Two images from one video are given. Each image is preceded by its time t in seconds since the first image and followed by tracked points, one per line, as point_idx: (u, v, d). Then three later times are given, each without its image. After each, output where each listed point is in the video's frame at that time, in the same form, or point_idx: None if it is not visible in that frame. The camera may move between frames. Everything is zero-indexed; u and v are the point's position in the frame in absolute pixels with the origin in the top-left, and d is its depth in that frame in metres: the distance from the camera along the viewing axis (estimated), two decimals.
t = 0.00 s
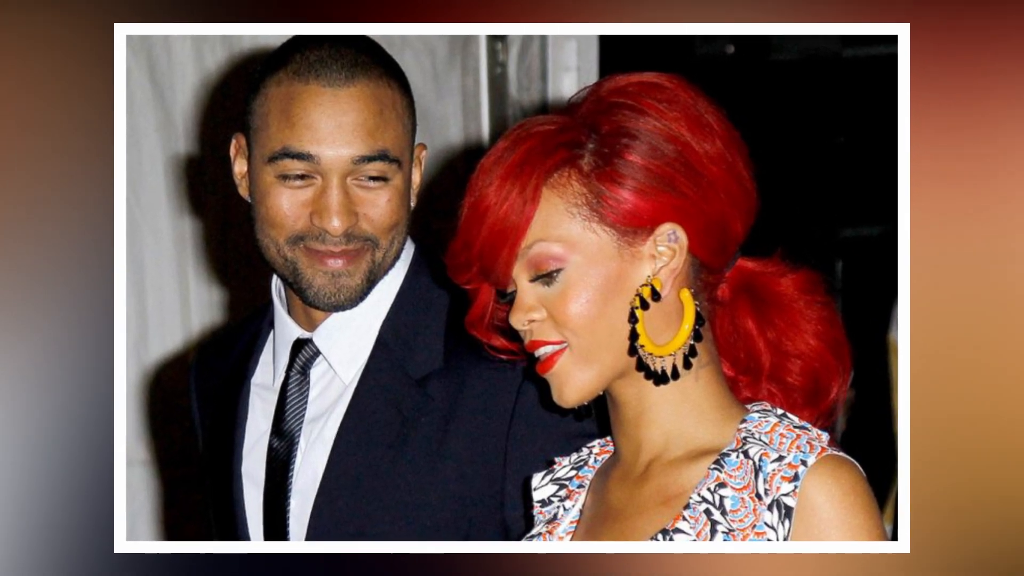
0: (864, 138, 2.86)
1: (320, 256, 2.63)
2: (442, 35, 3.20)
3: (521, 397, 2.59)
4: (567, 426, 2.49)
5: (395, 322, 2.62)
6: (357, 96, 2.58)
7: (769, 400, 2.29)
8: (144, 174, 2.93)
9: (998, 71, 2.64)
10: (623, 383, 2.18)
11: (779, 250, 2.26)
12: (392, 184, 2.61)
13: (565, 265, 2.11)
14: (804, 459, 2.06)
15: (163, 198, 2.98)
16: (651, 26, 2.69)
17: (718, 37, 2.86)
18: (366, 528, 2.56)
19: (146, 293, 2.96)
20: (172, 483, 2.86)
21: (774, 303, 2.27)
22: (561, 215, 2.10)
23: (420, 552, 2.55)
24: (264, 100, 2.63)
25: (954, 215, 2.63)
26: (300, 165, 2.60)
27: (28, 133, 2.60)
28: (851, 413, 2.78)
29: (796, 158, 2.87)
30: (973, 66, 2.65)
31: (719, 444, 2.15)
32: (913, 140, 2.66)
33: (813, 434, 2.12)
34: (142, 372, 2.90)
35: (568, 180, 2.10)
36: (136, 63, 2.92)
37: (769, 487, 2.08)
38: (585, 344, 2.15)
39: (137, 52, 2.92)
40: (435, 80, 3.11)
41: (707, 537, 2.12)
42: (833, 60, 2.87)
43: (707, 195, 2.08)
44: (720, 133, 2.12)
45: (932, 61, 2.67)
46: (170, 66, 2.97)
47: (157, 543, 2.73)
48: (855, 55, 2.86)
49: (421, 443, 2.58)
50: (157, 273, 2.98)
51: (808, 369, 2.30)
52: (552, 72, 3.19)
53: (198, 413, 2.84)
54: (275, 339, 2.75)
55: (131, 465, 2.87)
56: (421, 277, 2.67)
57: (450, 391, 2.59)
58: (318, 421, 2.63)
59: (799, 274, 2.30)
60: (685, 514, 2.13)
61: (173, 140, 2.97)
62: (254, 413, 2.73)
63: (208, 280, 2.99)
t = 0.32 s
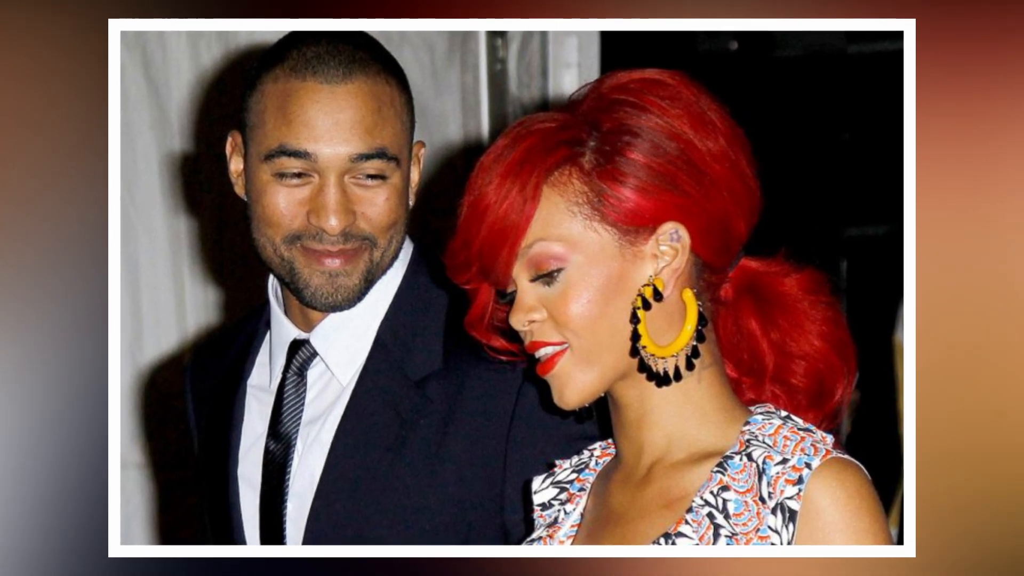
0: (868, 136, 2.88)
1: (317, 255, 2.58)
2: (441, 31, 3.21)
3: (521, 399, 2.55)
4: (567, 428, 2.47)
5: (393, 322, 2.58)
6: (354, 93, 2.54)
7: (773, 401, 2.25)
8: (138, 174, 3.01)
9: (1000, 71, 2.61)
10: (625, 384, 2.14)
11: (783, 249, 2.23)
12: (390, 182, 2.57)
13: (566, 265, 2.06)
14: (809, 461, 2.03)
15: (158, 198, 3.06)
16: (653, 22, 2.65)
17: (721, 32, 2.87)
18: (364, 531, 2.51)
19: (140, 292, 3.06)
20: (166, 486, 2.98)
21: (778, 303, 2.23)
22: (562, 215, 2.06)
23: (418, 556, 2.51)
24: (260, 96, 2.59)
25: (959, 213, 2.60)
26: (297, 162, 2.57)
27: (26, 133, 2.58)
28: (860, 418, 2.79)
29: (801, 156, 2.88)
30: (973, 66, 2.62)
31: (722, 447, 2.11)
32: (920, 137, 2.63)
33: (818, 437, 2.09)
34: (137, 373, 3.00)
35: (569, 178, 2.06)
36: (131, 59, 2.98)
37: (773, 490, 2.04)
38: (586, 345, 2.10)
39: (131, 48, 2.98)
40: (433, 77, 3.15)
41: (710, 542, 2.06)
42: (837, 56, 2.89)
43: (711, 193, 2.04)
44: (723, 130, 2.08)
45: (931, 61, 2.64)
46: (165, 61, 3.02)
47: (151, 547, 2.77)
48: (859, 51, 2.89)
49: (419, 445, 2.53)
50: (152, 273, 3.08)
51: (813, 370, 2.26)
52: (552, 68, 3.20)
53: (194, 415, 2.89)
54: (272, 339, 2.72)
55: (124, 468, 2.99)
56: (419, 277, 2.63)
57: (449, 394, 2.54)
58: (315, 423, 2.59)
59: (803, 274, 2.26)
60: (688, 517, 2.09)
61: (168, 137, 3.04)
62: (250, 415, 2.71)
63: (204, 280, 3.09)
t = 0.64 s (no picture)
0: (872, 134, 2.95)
1: (314, 255, 2.54)
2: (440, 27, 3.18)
3: (521, 400, 2.52)
4: (568, 431, 2.42)
5: (391, 322, 2.55)
6: (352, 90, 2.51)
7: (778, 403, 2.21)
8: (133, 171, 2.98)
9: (1001, 71, 2.60)
10: (626, 385, 2.10)
11: (787, 248, 2.19)
12: (388, 181, 2.53)
13: (566, 265, 2.02)
14: (813, 463, 1.99)
15: (152, 196, 3.04)
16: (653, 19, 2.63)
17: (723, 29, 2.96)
18: (362, 535, 2.46)
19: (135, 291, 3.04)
20: (162, 489, 2.99)
21: (782, 304, 2.19)
22: (563, 214, 2.02)
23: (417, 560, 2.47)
24: (256, 94, 2.56)
25: (958, 208, 2.60)
26: (294, 161, 2.53)
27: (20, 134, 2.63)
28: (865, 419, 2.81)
29: (806, 151, 2.97)
30: (973, 66, 2.61)
31: (724, 449, 2.07)
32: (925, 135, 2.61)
33: (822, 439, 2.05)
34: (132, 374, 3.00)
35: (570, 176, 2.02)
36: (126, 57, 2.97)
37: (776, 493, 2.00)
38: (587, 346, 2.06)
39: (126, 45, 2.98)
40: (431, 74, 3.12)
41: (713, 545, 2.02)
42: (842, 53, 2.97)
43: (713, 192, 2.01)
44: (726, 128, 2.05)
45: (931, 61, 2.63)
46: (160, 59, 3.01)
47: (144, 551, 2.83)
48: (864, 48, 2.97)
49: (418, 448, 2.49)
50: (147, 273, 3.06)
51: (817, 371, 2.22)
52: (553, 65, 3.20)
53: (188, 417, 2.86)
54: (268, 340, 2.68)
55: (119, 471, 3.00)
56: (418, 277, 2.60)
57: (448, 395, 2.50)
58: (312, 425, 2.56)
59: (808, 274, 2.22)
60: (690, 521, 2.04)
61: (164, 135, 3.02)
62: (246, 417, 2.69)
63: (200, 279, 3.07)
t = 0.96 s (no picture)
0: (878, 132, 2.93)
1: (311, 254, 2.51)
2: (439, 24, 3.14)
3: (521, 402, 2.49)
4: (570, 432, 2.38)
5: (389, 323, 2.51)
6: (350, 87, 2.47)
7: (781, 405, 2.17)
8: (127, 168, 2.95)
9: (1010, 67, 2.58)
10: (628, 387, 2.06)
11: (792, 248, 2.15)
12: (386, 179, 2.50)
13: (567, 264, 1.98)
14: (817, 466, 1.94)
15: (146, 194, 3.01)
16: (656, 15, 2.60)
17: (727, 25, 2.93)
18: (359, 539, 2.42)
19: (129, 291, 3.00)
20: (155, 492, 2.95)
21: (786, 304, 2.15)
22: (564, 212, 1.98)
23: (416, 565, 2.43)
24: (252, 91, 2.52)
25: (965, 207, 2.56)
26: (290, 159, 2.49)
27: (13, 131, 2.58)
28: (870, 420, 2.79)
29: (812, 150, 2.93)
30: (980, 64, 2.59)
31: (728, 452, 2.03)
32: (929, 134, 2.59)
33: (827, 441, 2.00)
34: (126, 375, 2.96)
35: (571, 175, 1.98)
36: (120, 53, 2.93)
37: (781, 496, 1.96)
38: (589, 347, 2.02)
39: (119, 41, 2.94)
40: (431, 71, 3.08)
41: (716, 549, 1.98)
42: (847, 49, 2.96)
43: (716, 191, 1.97)
44: (730, 125, 2.01)
45: (933, 61, 2.61)
46: (155, 55, 2.97)
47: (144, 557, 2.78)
48: (870, 44, 2.95)
49: (416, 450, 2.44)
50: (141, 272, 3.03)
51: (822, 372, 2.19)
52: (554, 61, 3.17)
53: (184, 418, 2.83)
54: (266, 341, 2.65)
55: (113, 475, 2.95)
56: (416, 277, 2.56)
57: (447, 397, 2.46)
58: (309, 427, 2.52)
59: (813, 274, 2.18)
60: (693, 524, 2.01)
61: (158, 132, 2.99)
62: (243, 418, 2.65)
63: (195, 279, 3.04)
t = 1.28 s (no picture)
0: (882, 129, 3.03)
1: (308, 254, 2.45)
2: (438, 21, 3.08)
3: (521, 403, 2.45)
4: (570, 435, 2.37)
5: (387, 324, 2.48)
6: (347, 85, 2.44)
7: (786, 406, 2.13)
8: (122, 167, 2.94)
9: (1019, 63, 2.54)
10: (630, 388, 2.03)
11: (796, 247, 2.11)
12: (384, 177, 2.45)
13: (567, 264, 1.95)
14: (821, 469, 1.91)
15: (141, 195, 3.00)
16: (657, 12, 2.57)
17: (731, 22, 3.04)
18: (357, 542, 2.38)
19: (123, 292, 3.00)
20: (151, 494, 2.99)
21: (790, 305, 2.12)
22: (564, 211, 1.95)
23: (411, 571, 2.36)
24: (249, 88, 2.49)
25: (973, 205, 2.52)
26: (287, 157, 2.45)
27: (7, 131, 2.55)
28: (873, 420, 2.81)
29: (814, 147, 3.05)
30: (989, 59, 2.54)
31: (731, 454, 2.00)
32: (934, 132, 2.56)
33: (832, 444, 1.97)
34: (120, 376, 2.98)
35: (572, 173, 1.95)
36: (114, 50, 2.88)
37: (784, 499, 1.92)
38: (589, 348, 1.98)
39: (114, 38, 2.89)
40: (430, 68, 3.05)
41: (719, 553, 1.93)
42: (852, 45, 3.06)
43: (719, 189, 1.93)
44: (733, 123, 1.97)
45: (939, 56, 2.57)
46: (150, 52, 2.94)
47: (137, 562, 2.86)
48: (874, 40, 3.05)
49: (415, 452, 2.40)
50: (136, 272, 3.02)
51: (827, 374, 2.15)
52: (554, 59, 3.19)
53: (179, 420, 2.81)
54: (262, 342, 2.62)
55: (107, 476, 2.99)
56: (415, 277, 2.53)
57: (446, 399, 2.42)
58: (307, 428, 2.50)
59: (816, 274, 2.15)
60: (695, 527, 1.96)
61: (153, 131, 2.98)
62: (239, 420, 2.64)
63: (190, 279, 3.07)
